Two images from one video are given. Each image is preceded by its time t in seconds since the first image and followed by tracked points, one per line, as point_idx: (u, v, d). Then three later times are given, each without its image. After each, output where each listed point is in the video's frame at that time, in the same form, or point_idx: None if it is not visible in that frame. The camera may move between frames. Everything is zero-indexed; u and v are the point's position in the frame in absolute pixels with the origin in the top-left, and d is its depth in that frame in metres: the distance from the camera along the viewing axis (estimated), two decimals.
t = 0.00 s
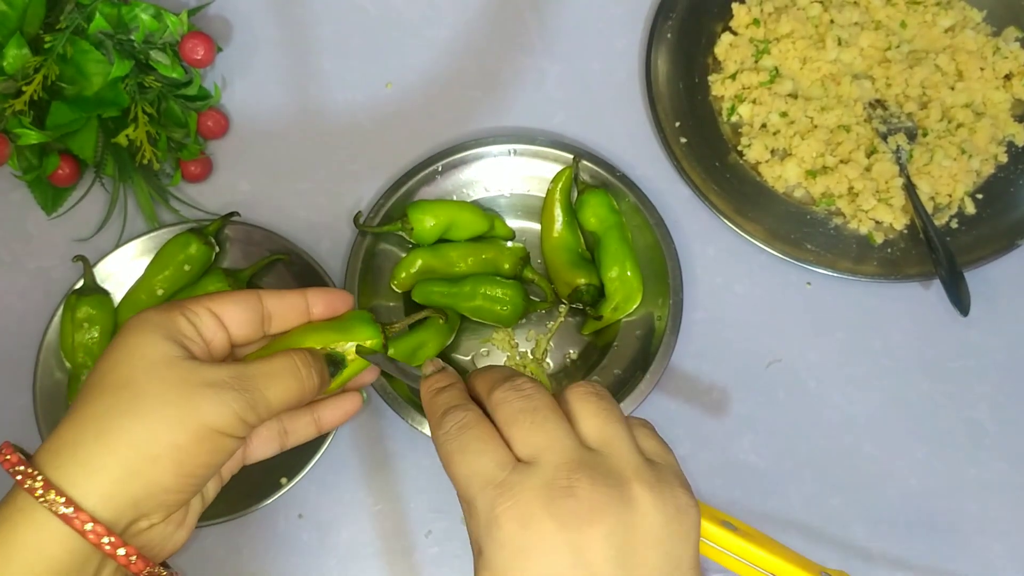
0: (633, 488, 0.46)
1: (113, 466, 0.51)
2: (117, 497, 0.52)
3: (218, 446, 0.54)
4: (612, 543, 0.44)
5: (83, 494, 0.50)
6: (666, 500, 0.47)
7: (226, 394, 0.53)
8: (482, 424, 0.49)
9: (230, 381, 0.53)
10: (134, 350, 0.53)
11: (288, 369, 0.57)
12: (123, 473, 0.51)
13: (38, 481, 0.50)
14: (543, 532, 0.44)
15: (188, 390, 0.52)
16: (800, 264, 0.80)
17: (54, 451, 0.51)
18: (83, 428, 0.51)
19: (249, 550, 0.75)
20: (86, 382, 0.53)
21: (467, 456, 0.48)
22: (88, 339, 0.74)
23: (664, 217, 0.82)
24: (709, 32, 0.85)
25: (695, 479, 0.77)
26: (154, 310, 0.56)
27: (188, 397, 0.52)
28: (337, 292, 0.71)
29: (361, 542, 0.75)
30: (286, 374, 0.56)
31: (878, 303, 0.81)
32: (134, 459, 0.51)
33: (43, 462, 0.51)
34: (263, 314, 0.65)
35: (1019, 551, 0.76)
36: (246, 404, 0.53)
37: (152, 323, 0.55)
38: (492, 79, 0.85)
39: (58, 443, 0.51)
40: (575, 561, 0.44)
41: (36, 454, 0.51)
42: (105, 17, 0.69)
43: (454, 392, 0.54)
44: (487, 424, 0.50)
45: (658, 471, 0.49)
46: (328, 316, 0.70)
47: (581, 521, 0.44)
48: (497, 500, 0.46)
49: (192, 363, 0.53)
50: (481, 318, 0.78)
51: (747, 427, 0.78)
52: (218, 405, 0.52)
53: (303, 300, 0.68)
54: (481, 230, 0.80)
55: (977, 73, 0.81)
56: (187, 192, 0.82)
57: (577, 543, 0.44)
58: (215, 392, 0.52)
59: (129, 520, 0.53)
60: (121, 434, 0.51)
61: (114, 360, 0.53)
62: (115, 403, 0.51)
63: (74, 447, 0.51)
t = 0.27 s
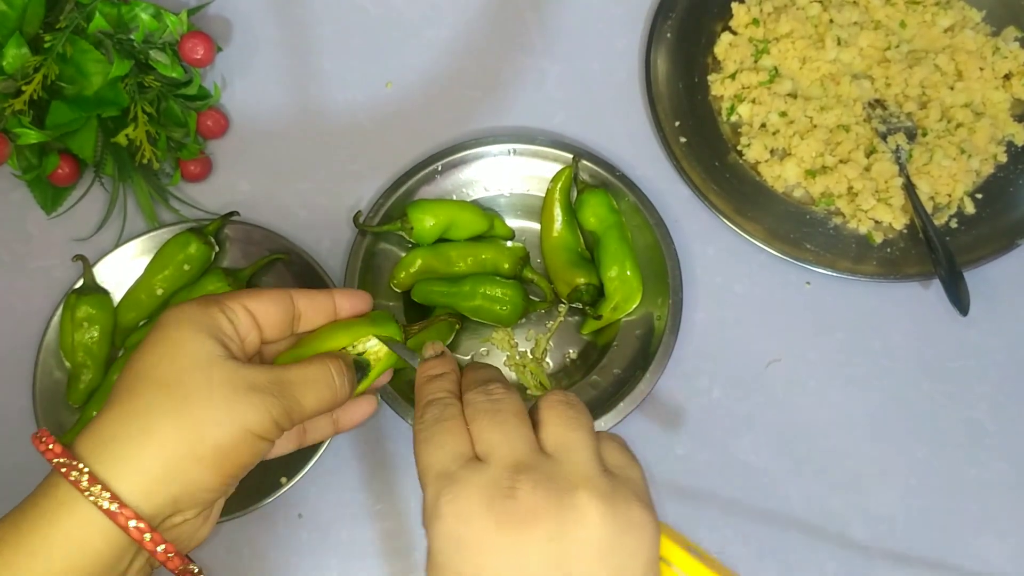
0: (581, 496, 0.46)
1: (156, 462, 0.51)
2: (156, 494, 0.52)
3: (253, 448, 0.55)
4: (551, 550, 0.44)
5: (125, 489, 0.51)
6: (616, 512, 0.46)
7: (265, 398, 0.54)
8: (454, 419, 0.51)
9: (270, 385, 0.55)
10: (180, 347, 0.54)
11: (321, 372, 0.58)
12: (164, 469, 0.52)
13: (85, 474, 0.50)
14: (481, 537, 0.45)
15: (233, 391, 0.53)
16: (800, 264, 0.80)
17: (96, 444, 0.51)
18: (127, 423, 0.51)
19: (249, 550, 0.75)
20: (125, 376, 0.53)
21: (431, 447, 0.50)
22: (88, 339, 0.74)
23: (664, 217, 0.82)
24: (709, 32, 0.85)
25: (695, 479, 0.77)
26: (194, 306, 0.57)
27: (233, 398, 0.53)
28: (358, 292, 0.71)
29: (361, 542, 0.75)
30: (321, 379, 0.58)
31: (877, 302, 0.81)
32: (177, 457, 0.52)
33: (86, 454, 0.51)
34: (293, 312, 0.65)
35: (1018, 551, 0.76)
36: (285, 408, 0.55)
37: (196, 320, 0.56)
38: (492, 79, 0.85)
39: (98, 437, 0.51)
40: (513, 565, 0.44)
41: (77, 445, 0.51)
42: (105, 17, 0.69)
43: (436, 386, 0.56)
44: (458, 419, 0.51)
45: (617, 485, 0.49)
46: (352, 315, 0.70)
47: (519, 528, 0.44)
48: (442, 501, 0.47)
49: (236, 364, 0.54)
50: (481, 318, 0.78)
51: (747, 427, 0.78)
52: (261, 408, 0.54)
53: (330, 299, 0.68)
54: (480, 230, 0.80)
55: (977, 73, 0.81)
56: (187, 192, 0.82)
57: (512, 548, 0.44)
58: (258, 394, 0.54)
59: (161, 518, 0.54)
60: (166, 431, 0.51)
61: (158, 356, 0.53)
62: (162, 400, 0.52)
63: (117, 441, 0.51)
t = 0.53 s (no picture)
0: (531, 482, 0.48)
1: (179, 469, 0.52)
2: (176, 502, 0.53)
3: (269, 463, 0.57)
4: (501, 531, 0.46)
5: (146, 493, 0.52)
6: (565, 499, 0.48)
7: (287, 413, 0.56)
8: (431, 415, 0.55)
9: (292, 401, 0.57)
10: (210, 356, 0.55)
11: (334, 391, 0.61)
12: (186, 477, 0.53)
13: (111, 477, 0.51)
14: (435, 513, 0.47)
15: (258, 404, 0.55)
16: (800, 264, 0.80)
17: (124, 447, 0.52)
18: (154, 428, 0.52)
19: (249, 550, 0.75)
20: (153, 380, 0.54)
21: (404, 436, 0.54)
22: (89, 339, 0.74)
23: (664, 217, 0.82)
24: (709, 32, 0.85)
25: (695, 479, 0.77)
26: (223, 314, 0.58)
27: (258, 412, 0.55)
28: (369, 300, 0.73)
29: (361, 542, 0.75)
30: (334, 398, 0.61)
31: (877, 303, 0.81)
32: (199, 467, 0.53)
33: (114, 457, 0.51)
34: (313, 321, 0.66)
35: (1019, 551, 0.76)
36: (302, 425, 0.58)
37: (226, 330, 0.57)
38: (492, 79, 0.85)
39: (125, 441, 0.52)
40: (464, 542, 0.46)
41: (103, 445, 0.52)
42: (105, 17, 0.69)
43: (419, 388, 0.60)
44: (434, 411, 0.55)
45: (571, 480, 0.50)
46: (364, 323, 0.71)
47: (469, 505, 0.46)
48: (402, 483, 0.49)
49: (261, 378, 0.56)
50: (481, 318, 0.78)
51: (748, 427, 0.78)
52: (282, 424, 0.56)
53: (347, 309, 0.69)
54: (481, 230, 0.80)
55: (977, 73, 0.81)
56: (187, 192, 0.82)
57: (462, 524, 0.46)
58: (281, 409, 0.56)
59: (176, 524, 0.54)
60: (192, 439, 0.52)
61: (188, 363, 0.54)
62: (190, 407, 0.53)
63: (144, 446, 0.52)
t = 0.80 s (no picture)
0: (528, 460, 0.48)
1: (166, 453, 0.52)
2: (160, 485, 0.53)
3: (257, 457, 0.57)
4: (498, 508, 0.46)
5: (133, 473, 0.52)
6: (562, 477, 0.48)
7: (281, 409, 0.56)
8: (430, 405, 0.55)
9: (287, 397, 0.57)
10: (210, 346, 0.55)
11: (332, 394, 0.62)
12: (172, 462, 0.53)
13: (99, 452, 0.51)
14: (431, 489, 0.47)
15: (252, 397, 0.55)
16: (800, 265, 0.80)
17: (116, 425, 0.52)
18: (147, 411, 0.52)
19: (249, 550, 0.75)
20: (153, 365, 0.55)
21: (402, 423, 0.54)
22: (89, 339, 0.74)
23: (664, 217, 0.82)
24: (710, 32, 0.85)
25: (695, 479, 0.77)
26: (230, 308, 0.59)
27: (251, 404, 0.55)
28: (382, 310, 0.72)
29: (361, 542, 0.75)
30: (332, 402, 0.62)
31: (878, 303, 0.81)
32: (187, 452, 0.53)
33: (105, 435, 0.52)
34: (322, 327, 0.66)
35: (1019, 551, 0.76)
36: (296, 422, 0.58)
37: (229, 323, 0.58)
38: (492, 79, 0.85)
39: (118, 417, 0.52)
40: (462, 518, 0.46)
41: (96, 423, 0.52)
42: (106, 17, 0.69)
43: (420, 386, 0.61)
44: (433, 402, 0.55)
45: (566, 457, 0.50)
46: (376, 332, 0.71)
47: (464, 481, 0.47)
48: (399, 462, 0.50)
49: (258, 372, 0.56)
50: (482, 318, 0.79)
51: (748, 427, 0.78)
52: (275, 418, 0.56)
53: (358, 317, 0.69)
54: (481, 230, 0.80)
55: (978, 73, 0.81)
56: (187, 192, 0.82)
57: (458, 498, 0.46)
58: (275, 403, 0.56)
59: (159, 507, 0.54)
60: (183, 426, 0.53)
61: (187, 350, 0.55)
62: (185, 394, 0.53)
63: (133, 428, 0.52)
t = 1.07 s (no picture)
0: (525, 448, 0.48)
1: (215, 489, 0.52)
2: (205, 518, 0.53)
3: (294, 490, 0.58)
4: (492, 493, 0.46)
5: (184, 505, 0.52)
6: (557, 468, 0.48)
7: (321, 442, 0.58)
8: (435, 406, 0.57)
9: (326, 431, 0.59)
10: (261, 380, 0.55)
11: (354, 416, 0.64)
12: (219, 496, 0.53)
13: (154, 485, 0.50)
14: (428, 482, 0.47)
15: (298, 435, 0.56)
16: (800, 265, 0.80)
17: (169, 457, 0.51)
18: (199, 445, 0.52)
19: (249, 550, 0.75)
20: (201, 393, 0.53)
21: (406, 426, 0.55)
22: (89, 339, 0.74)
23: (664, 217, 0.82)
24: (709, 32, 0.85)
25: (695, 479, 0.77)
26: (276, 334, 0.57)
27: (297, 442, 0.56)
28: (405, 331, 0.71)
29: (361, 542, 0.75)
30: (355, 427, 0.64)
31: (877, 303, 0.81)
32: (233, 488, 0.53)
33: (158, 465, 0.51)
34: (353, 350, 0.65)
35: (1018, 551, 0.76)
36: (332, 454, 0.60)
37: (280, 354, 0.56)
38: (492, 79, 0.85)
39: (171, 449, 0.52)
40: (457, 502, 0.46)
41: (146, 453, 0.51)
42: (106, 17, 0.69)
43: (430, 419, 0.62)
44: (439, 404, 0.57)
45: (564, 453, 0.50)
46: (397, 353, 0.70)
47: (460, 471, 0.47)
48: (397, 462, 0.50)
49: (305, 409, 0.57)
50: (481, 318, 0.79)
51: (747, 427, 0.78)
52: (317, 453, 0.58)
53: (385, 338, 0.67)
54: (481, 230, 0.80)
55: (977, 73, 0.81)
56: (187, 192, 0.82)
57: (453, 484, 0.47)
58: (317, 440, 0.58)
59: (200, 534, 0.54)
60: (236, 462, 0.53)
61: (239, 384, 0.54)
62: (238, 430, 0.53)
63: (186, 462, 0.51)
